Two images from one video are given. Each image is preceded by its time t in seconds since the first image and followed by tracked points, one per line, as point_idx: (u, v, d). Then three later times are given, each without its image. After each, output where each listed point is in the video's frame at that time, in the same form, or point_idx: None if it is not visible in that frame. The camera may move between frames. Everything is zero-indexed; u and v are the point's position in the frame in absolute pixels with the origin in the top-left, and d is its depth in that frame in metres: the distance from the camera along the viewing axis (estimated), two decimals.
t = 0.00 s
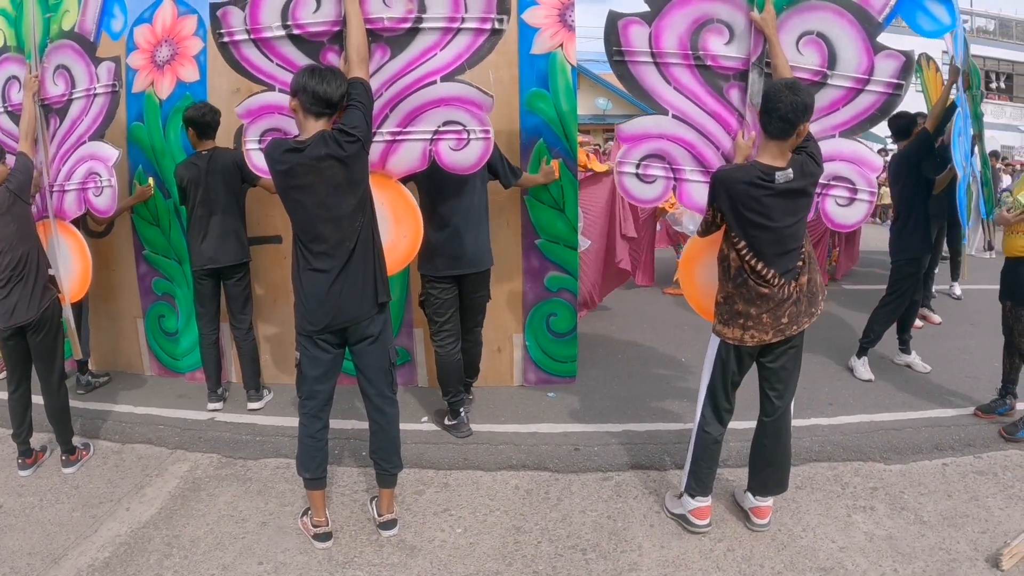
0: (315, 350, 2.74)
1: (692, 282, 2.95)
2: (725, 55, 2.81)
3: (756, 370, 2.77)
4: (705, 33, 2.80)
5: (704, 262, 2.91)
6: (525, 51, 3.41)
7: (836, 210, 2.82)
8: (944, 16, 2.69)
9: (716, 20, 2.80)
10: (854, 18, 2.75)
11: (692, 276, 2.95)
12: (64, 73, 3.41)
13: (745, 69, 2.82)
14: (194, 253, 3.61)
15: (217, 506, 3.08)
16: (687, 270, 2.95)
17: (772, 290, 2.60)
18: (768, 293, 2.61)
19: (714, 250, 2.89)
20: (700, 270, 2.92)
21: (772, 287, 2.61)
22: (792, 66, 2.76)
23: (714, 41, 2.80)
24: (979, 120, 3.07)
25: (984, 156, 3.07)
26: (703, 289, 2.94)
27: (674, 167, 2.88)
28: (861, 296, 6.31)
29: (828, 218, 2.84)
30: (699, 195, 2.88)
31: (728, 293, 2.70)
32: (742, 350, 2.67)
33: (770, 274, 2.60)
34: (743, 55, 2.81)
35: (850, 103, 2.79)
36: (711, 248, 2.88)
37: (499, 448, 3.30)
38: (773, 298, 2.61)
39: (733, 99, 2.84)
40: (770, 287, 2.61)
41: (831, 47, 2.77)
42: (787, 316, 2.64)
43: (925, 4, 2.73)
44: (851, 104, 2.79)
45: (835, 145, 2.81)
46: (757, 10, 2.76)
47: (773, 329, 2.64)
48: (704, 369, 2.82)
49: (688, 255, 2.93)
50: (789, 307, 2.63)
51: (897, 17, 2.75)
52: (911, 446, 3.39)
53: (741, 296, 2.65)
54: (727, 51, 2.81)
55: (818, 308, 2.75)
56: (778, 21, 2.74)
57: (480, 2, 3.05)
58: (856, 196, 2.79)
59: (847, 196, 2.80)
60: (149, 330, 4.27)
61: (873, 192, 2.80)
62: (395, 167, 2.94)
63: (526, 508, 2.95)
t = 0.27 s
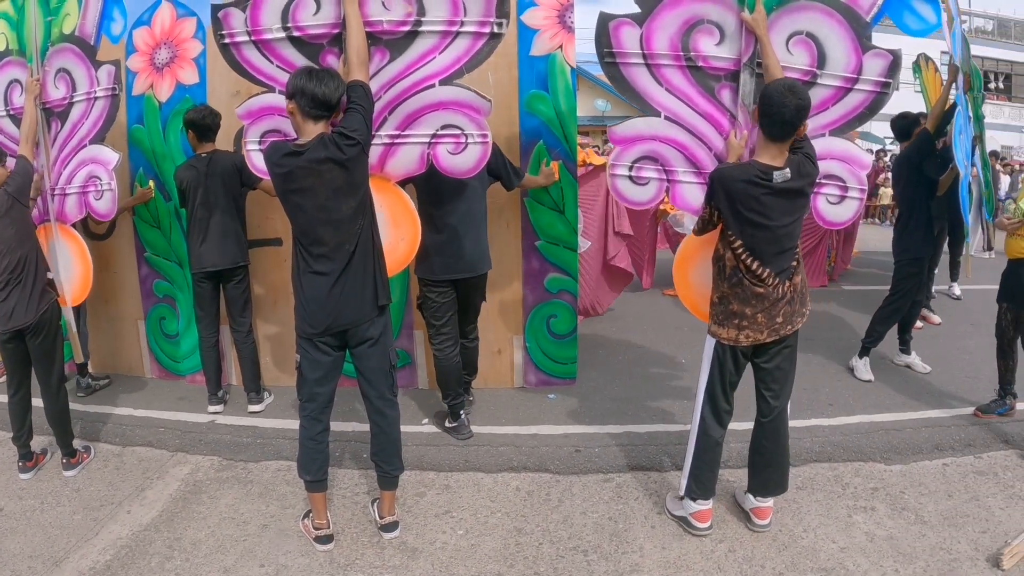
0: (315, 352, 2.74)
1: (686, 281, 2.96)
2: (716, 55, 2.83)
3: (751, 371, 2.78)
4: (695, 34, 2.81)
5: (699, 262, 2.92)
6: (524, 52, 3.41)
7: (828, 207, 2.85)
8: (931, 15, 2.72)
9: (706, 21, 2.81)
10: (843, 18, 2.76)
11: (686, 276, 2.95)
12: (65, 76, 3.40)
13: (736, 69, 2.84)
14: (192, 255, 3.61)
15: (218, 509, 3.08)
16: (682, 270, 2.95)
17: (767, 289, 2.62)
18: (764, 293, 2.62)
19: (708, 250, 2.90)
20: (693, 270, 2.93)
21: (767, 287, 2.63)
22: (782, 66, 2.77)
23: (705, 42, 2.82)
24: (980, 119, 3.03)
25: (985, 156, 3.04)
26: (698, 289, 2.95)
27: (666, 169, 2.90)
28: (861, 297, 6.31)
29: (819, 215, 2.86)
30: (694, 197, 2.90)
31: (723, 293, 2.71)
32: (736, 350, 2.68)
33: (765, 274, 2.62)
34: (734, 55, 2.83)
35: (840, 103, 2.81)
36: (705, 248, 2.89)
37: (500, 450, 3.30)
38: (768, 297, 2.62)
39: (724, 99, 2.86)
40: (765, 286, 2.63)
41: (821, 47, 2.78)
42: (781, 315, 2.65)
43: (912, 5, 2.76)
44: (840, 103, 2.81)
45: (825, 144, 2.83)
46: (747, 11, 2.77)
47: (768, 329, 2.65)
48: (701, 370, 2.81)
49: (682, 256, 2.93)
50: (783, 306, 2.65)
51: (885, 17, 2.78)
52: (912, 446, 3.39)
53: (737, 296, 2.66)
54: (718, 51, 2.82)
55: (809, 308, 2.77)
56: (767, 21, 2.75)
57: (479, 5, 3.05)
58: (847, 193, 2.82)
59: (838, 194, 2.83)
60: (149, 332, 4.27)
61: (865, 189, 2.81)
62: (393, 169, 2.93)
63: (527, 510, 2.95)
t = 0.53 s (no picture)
0: (317, 354, 2.75)
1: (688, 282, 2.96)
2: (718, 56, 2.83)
3: (751, 371, 2.78)
4: (698, 36, 2.81)
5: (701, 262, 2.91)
6: (526, 54, 3.41)
7: (830, 208, 2.85)
8: (930, 16, 2.74)
9: (708, 23, 2.81)
10: (844, 20, 2.76)
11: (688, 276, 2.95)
12: (68, 80, 3.49)
13: (739, 72, 2.84)
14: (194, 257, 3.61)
15: (222, 511, 3.08)
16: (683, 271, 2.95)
17: (768, 289, 2.62)
18: (765, 292, 2.62)
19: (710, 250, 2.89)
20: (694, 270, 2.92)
21: (768, 287, 2.63)
22: (785, 67, 2.76)
23: (707, 44, 2.82)
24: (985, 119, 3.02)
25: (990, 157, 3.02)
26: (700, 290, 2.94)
27: (669, 172, 2.90)
28: (862, 297, 6.32)
29: (822, 216, 2.86)
30: (697, 197, 2.89)
31: (724, 293, 2.70)
32: (738, 350, 2.67)
33: (766, 274, 2.62)
34: (736, 57, 2.83)
35: (841, 104, 2.81)
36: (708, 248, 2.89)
37: (503, 452, 3.30)
38: (769, 297, 2.63)
39: (727, 102, 2.86)
40: (766, 286, 2.63)
41: (822, 49, 2.78)
42: (782, 315, 2.66)
43: (910, 6, 2.75)
44: (842, 105, 2.81)
45: (828, 145, 2.83)
46: (750, 12, 2.77)
47: (769, 329, 2.65)
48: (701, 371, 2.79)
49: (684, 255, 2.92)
50: (783, 307, 2.65)
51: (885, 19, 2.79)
52: (914, 447, 3.39)
53: (738, 296, 2.65)
54: (720, 53, 2.83)
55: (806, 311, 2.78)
56: (770, 23, 2.75)
57: (481, 7, 3.06)
58: (849, 195, 2.83)
59: (841, 195, 2.83)
60: (153, 334, 4.28)
61: (867, 190, 2.83)
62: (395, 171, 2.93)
63: (531, 511, 2.95)
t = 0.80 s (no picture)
0: (322, 355, 2.75)
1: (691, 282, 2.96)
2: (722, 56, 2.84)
3: (758, 373, 2.79)
4: (703, 36, 2.82)
5: (705, 262, 2.92)
6: (530, 56, 3.41)
7: (832, 210, 2.86)
8: (937, 19, 2.74)
9: (714, 23, 2.82)
10: (849, 22, 2.77)
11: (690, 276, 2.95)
12: (72, 82, 3.48)
13: (743, 72, 2.85)
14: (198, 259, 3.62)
15: (228, 511, 3.09)
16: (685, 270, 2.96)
17: (775, 289, 2.63)
18: (771, 292, 2.63)
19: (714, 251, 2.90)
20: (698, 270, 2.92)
21: (775, 286, 2.64)
22: (790, 68, 2.76)
23: (713, 44, 2.82)
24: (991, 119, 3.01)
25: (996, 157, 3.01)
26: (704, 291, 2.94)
27: (673, 170, 2.91)
28: (865, 297, 6.32)
29: (825, 219, 2.87)
30: (699, 197, 2.90)
31: (732, 293, 2.70)
32: (745, 351, 2.67)
33: (773, 273, 2.63)
34: (741, 58, 2.84)
35: (845, 106, 2.82)
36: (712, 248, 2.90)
37: (508, 452, 3.31)
38: (776, 297, 2.64)
39: (731, 102, 2.87)
40: (774, 285, 2.64)
41: (827, 50, 2.79)
42: (789, 315, 2.67)
43: (918, 8, 2.75)
44: (846, 107, 2.82)
45: (831, 147, 2.84)
46: (756, 12, 2.78)
47: (776, 329, 2.66)
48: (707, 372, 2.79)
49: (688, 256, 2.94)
50: (790, 306, 2.67)
51: (892, 22, 2.77)
52: (919, 447, 3.39)
53: (745, 296, 2.66)
54: (725, 53, 2.83)
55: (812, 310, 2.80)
56: (775, 24, 2.77)
57: (483, 9, 3.05)
58: (852, 197, 2.84)
59: (844, 197, 2.84)
60: (158, 335, 4.29)
61: (869, 193, 2.84)
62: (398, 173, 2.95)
63: (536, 511, 2.96)
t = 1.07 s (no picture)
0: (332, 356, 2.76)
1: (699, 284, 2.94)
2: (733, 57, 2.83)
3: (770, 374, 2.79)
4: (712, 37, 2.82)
5: (715, 264, 2.91)
6: (539, 57, 3.42)
7: (840, 214, 2.86)
8: (949, 22, 2.70)
9: (723, 24, 2.81)
10: (860, 24, 2.75)
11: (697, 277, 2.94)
12: (82, 83, 3.50)
13: (751, 73, 2.84)
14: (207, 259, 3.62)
15: (238, 510, 3.10)
16: (693, 271, 2.93)
17: (788, 289, 2.64)
18: (784, 293, 2.64)
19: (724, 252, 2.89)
20: (709, 272, 2.92)
21: (788, 286, 2.64)
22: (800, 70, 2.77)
23: (721, 45, 2.82)
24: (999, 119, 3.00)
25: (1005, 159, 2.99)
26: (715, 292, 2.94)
27: (680, 171, 2.91)
28: (873, 297, 6.30)
29: (832, 222, 2.87)
30: (710, 199, 2.91)
31: (744, 294, 2.70)
32: (757, 351, 2.68)
33: (786, 273, 2.63)
34: (750, 59, 2.83)
35: (855, 108, 2.81)
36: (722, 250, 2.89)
37: (517, 452, 3.31)
38: (789, 297, 2.64)
39: (740, 103, 2.86)
40: (786, 286, 2.64)
41: (837, 52, 2.78)
42: (802, 316, 2.67)
43: (929, 11, 2.71)
44: (855, 109, 2.81)
45: (840, 150, 2.83)
46: (764, 14, 2.77)
47: (789, 329, 2.66)
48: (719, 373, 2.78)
49: (697, 258, 2.92)
50: (803, 307, 2.67)
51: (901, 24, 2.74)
52: (927, 447, 3.39)
53: (757, 296, 2.66)
54: (734, 54, 2.83)
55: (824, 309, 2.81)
56: (785, 25, 2.77)
57: (492, 9, 3.08)
58: (860, 200, 2.83)
59: (852, 200, 2.85)
60: (168, 336, 4.30)
61: (878, 197, 2.83)
62: (409, 173, 2.95)
63: (545, 510, 2.96)
